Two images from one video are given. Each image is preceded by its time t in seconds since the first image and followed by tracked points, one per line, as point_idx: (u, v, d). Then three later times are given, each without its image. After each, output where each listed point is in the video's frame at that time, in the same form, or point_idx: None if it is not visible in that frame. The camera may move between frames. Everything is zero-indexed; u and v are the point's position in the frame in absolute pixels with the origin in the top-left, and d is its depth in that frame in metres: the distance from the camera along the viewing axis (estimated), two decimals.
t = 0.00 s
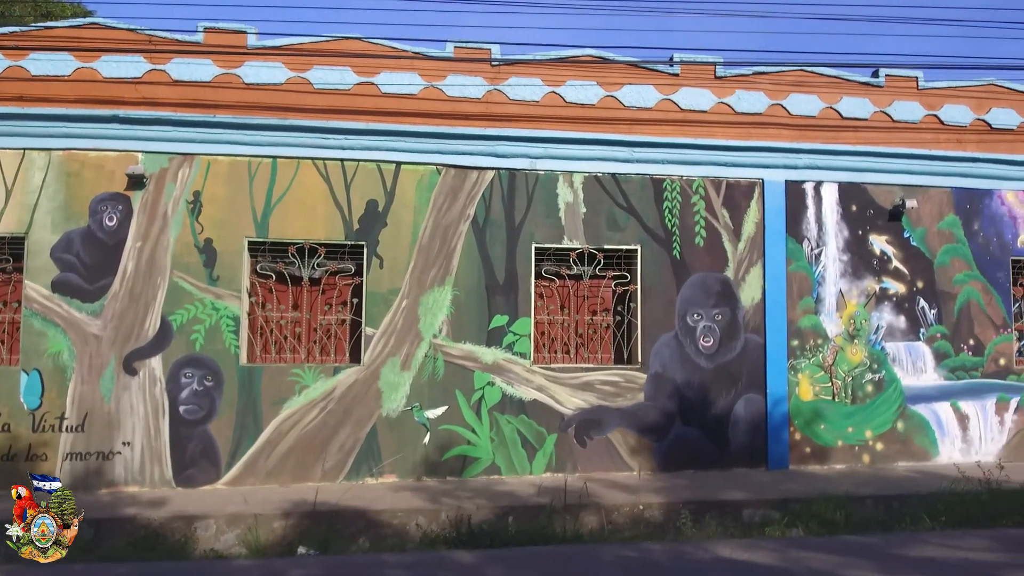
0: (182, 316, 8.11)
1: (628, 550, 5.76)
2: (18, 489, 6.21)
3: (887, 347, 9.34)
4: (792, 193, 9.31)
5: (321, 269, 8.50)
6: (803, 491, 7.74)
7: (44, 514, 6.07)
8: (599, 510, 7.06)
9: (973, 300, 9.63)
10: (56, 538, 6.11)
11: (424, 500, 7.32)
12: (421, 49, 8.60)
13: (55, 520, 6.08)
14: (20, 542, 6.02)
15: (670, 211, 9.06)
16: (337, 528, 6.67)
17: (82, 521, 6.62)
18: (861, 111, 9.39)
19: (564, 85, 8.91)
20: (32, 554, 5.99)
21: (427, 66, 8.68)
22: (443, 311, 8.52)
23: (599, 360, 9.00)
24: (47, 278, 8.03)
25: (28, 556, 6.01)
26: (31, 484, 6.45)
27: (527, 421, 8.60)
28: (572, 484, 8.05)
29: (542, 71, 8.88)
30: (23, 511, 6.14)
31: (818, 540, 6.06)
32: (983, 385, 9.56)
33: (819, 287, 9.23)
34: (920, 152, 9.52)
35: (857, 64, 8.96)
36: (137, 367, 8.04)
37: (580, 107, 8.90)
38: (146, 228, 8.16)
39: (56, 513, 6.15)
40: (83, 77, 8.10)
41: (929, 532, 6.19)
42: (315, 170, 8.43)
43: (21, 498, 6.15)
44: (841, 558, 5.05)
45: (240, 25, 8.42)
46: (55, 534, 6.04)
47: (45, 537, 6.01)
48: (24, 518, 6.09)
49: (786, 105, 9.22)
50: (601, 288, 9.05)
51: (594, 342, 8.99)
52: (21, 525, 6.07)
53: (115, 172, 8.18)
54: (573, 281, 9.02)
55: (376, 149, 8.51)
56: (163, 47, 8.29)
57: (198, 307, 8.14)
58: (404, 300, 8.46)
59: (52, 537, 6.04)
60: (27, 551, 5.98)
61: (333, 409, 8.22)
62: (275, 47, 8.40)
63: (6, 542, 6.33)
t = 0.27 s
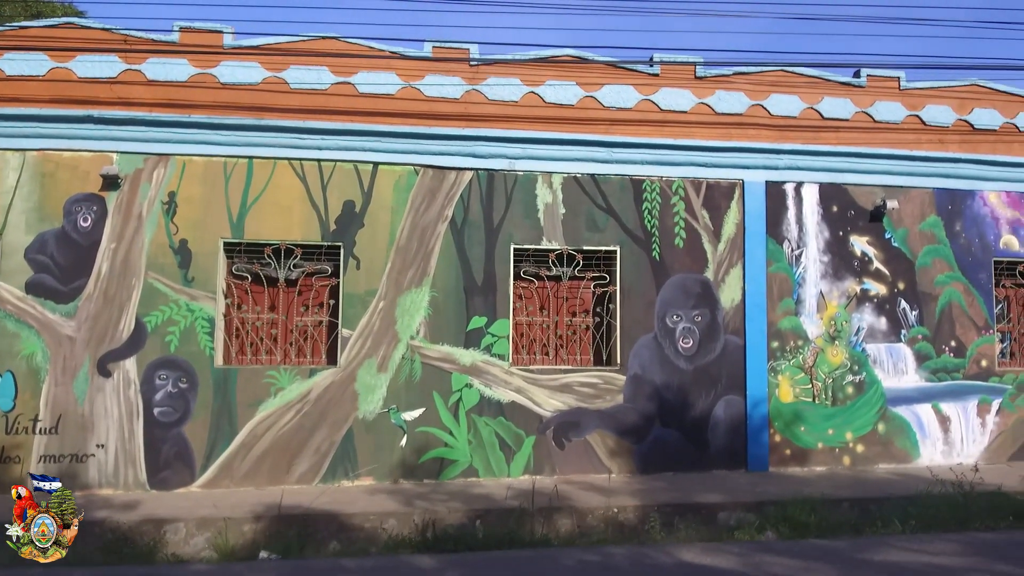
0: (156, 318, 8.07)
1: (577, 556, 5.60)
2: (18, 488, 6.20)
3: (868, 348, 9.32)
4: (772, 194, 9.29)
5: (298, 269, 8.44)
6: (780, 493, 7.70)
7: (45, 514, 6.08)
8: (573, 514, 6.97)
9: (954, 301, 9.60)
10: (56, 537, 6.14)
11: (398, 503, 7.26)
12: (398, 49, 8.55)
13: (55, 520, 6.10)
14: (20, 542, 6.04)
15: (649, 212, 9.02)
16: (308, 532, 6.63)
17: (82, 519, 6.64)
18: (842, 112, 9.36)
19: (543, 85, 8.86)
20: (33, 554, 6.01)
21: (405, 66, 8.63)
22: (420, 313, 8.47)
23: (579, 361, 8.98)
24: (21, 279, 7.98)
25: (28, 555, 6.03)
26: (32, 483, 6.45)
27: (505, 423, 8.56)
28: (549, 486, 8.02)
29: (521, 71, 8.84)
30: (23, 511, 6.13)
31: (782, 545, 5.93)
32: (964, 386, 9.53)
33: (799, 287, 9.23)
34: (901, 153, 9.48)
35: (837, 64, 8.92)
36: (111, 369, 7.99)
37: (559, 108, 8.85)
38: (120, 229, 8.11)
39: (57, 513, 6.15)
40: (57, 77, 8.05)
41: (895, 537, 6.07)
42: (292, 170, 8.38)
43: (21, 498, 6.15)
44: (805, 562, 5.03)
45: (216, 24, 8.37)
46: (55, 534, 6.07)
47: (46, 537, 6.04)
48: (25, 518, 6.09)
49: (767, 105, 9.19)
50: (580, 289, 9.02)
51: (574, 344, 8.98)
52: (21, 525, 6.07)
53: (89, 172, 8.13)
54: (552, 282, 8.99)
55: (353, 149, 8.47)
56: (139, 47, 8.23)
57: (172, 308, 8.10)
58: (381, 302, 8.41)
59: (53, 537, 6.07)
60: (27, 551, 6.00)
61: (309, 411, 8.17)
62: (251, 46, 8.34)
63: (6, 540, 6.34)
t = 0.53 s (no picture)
0: (129, 323, 8.01)
1: (541, 565, 5.53)
2: (19, 489, 6.36)
3: (847, 353, 9.30)
4: (751, 199, 9.26)
5: (274, 274, 8.40)
6: (756, 499, 7.66)
7: (44, 514, 6.15)
8: (547, 520, 6.91)
9: (934, 306, 9.58)
10: (56, 537, 6.18)
11: (371, 510, 7.20)
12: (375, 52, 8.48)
13: (55, 520, 6.16)
14: (20, 542, 6.10)
15: (628, 216, 8.99)
16: (278, 539, 6.57)
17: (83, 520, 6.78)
18: (822, 116, 9.33)
19: (521, 89, 8.82)
20: (33, 555, 6.04)
21: (382, 70, 8.57)
22: (397, 318, 8.43)
23: (557, 366, 8.92)
24: None
25: (27, 556, 6.06)
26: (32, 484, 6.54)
27: (482, 429, 8.51)
28: (525, 492, 7.97)
29: (499, 75, 8.80)
30: (23, 511, 6.24)
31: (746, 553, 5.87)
32: (944, 392, 9.51)
33: (778, 292, 9.21)
34: (881, 158, 9.46)
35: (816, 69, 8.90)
36: (84, 374, 7.93)
37: (537, 112, 8.81)
38: (93, 233, 8.06)
39: (56, 512, 6.23)
40: (31, 80, 8.00)
41: (861, 545, 6.01)
42: (267, 174, 8.33)
43: (21, 498, 6.28)
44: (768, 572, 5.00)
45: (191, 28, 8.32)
46: (55, 534, 6.12)
47: (45, 537, 6.08)
48: (25, 518, 6.19)
49: (746, 110, 9.18)
50: (559, 293, 8.98)
51: (554, 349, 8.93)
52: (21, 525, 6.16)
53: (62, 177, 8.07)
54: (529, 287, 8.95)
55: (329, 153, 8.42)
56: (113, 50, 8.18)
57: (146, 313, 8.05)
58: (357, 307, 8.37)
59: (52, 537, 6.11)
60: (27, 551, 6.04)
61: (284, 417, 8.12)
62: (226, 50, 8.29)
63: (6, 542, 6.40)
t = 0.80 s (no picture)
0: (101, 326, 7.95)
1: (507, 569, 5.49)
2: (19, 489, 6.29)
3: (826, 356, 9.28)
4: (730, 202, 9.24)
5: (249, 277, 8.36)
6: (732, 504, 7.61)
7: (44, 514, 6.15)
8: (519, 525, 6.84)
9: (914, 310, 9.55)
10: (56, 537, 6.19)
11: (342, 515, 7.13)
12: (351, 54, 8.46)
13: (55, 520, 6.17)
14: (20, 542, 6.09)
15: (606, 220, 8.95)
16: (246, 544, 6.51)
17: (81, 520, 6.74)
18: (801, 119, 9.31)
19: (498, 92, 8.79)
20: (33, 554, 6.06)
21: (358, 73, 8.55)
22: (372, 321, 8.37)
23: (535, 370, 8.90)
24: None
25: (28, 556, 6.09)
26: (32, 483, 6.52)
27: (458, 433, 8.45)
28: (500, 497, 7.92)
29: (476, 77, 8.77)
30: (23, 511, 6.19)
31: (711, 558, 5.83)
32: (924, 395, 9.48)
33: (757, 296, 9.18)
34: (860, 161, 9.45)
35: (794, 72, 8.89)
36: (55, 378, 7.87)
37: (515, 115, 8.77)
38: (65, 236, 8.00)
39: (56, 513, 6.24)
40: (3, 82, 7.95)
41: (829, 550, 5.96)
42: (241, 177, 8.29)
43: (21, 498, 6.22)
44: None
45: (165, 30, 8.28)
46: (54, 534, 6.12)
47: (45, 537, 6.09)
48: (24, 518, 6.16)
49: (724, 113, 9.16)
50: (537, 297, 8.95)
51: (533, 353, 8.90)
52: (21, 525, 6.14)
53: (34, 179, 8.02)
54: (506, 291, 8.90)
55: (304, 156, 8.37)
56: (86, 52, 8.13)
57: (118, 317, 7.99)
58: (332, 310, 8.31)
59: (52, 537, 6.12)
60: (27, 551, 6.06)
61: (257, 421, 8.06)
62: (200, 52, 8.25)
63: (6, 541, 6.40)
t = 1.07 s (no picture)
0: (77, 327, 7.92)
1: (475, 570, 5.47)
2: (19, 489, 6.39)
3: (808, 357, 9.26)
4: (711, 203, 9.22)
5: (227, 277, 8.32)
6: (709, 504, 7.59)
7: (44, 514, 6.19)
8: (494, 526, 6.80)
9: (896, 310, 9.53)
10: (55, 537, 6.23)
11: (317, 516, 7.10)
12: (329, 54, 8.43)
13: (55, 520, 6.21)
14: (20, 542, 6.11)
15: (586, 220, 8.93)
16: (218, 545, 6.47)
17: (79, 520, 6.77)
18: (783, 120, 9.30)
19: (478, 92, 8.77)
20: (32, 554, 6.09)
21: (337, 72, 8.52)
22: (350, 322, 8.34)
23: (516, 370, 8.86)
24: None
25: (27, 556, 6.11)
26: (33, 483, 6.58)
27: (437, 434, 8.42)
28: (478, 497, 7.89)
29: (455, 77, 8.74)
30: (23, 511, 6.26)
31: (679, 559, 5.80)
32: (906, 396, 9.46)
33: (737, 296, 9.16)
34: (842, 161, 9.43)
35: (774, 72, 8.87)
36: (31, 379, 7.83)
37: (494, 115, 8.75)
38: (41, 236, 7.97)
39: (56, 513, 6.28)
40: None
41: (798, 551, 5.93)
42: (219, 176, 8.26)
43: (21, 498, 6.31)
44: None
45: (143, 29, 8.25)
46: (55, 533, 6.16)
47: (45, 537, 6.13)
48: (25, 518, 6.21)
49: (705, 113, 9.15)
50: (518, 297, 8.91)
51: (515, 353, 8.86)
52: (21, 525, 6.17)
53: (10, 179, 7.99)
54: (486, 291, 8.87)
55: (282, 155, 8.34)
56: (64, 52, 8.10)
57: (94, 317, 7.96)
58: (309, 311, 8.28)
59: (52, 537, 6.16)
60: (27, 551, 6.09)
61: (234, 422, 8.03)
62: (178, 52, 8.22)
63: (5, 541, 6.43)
